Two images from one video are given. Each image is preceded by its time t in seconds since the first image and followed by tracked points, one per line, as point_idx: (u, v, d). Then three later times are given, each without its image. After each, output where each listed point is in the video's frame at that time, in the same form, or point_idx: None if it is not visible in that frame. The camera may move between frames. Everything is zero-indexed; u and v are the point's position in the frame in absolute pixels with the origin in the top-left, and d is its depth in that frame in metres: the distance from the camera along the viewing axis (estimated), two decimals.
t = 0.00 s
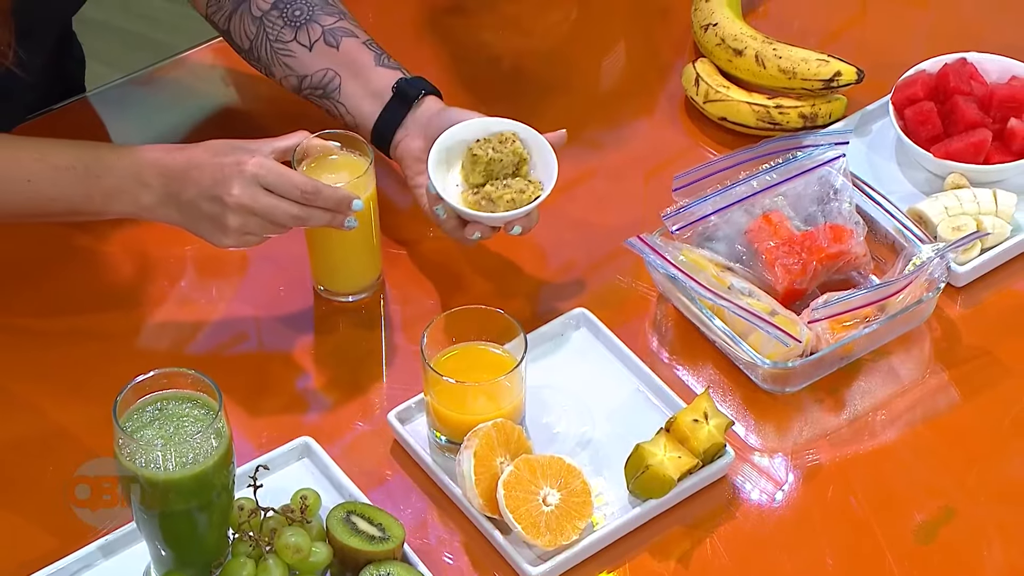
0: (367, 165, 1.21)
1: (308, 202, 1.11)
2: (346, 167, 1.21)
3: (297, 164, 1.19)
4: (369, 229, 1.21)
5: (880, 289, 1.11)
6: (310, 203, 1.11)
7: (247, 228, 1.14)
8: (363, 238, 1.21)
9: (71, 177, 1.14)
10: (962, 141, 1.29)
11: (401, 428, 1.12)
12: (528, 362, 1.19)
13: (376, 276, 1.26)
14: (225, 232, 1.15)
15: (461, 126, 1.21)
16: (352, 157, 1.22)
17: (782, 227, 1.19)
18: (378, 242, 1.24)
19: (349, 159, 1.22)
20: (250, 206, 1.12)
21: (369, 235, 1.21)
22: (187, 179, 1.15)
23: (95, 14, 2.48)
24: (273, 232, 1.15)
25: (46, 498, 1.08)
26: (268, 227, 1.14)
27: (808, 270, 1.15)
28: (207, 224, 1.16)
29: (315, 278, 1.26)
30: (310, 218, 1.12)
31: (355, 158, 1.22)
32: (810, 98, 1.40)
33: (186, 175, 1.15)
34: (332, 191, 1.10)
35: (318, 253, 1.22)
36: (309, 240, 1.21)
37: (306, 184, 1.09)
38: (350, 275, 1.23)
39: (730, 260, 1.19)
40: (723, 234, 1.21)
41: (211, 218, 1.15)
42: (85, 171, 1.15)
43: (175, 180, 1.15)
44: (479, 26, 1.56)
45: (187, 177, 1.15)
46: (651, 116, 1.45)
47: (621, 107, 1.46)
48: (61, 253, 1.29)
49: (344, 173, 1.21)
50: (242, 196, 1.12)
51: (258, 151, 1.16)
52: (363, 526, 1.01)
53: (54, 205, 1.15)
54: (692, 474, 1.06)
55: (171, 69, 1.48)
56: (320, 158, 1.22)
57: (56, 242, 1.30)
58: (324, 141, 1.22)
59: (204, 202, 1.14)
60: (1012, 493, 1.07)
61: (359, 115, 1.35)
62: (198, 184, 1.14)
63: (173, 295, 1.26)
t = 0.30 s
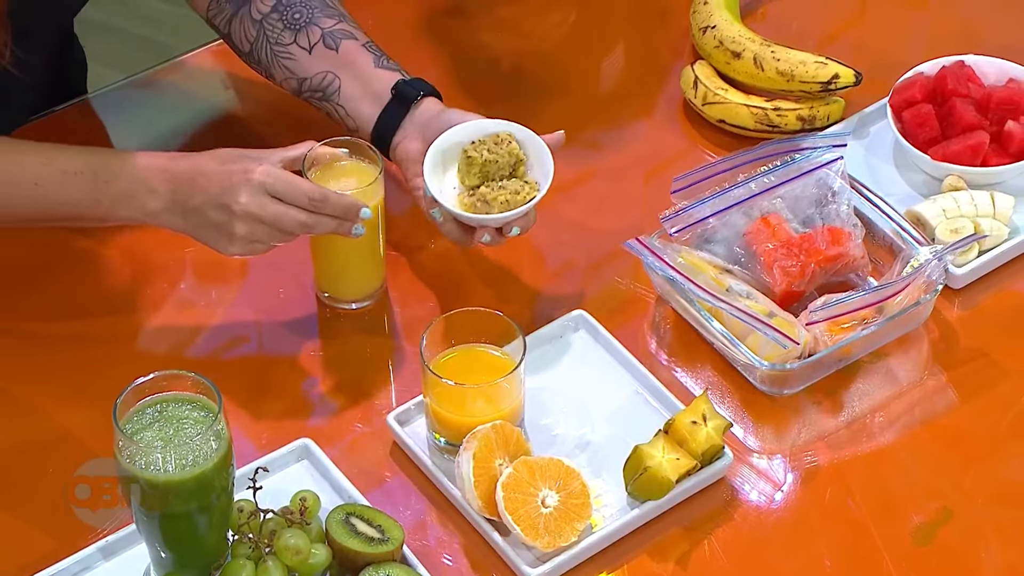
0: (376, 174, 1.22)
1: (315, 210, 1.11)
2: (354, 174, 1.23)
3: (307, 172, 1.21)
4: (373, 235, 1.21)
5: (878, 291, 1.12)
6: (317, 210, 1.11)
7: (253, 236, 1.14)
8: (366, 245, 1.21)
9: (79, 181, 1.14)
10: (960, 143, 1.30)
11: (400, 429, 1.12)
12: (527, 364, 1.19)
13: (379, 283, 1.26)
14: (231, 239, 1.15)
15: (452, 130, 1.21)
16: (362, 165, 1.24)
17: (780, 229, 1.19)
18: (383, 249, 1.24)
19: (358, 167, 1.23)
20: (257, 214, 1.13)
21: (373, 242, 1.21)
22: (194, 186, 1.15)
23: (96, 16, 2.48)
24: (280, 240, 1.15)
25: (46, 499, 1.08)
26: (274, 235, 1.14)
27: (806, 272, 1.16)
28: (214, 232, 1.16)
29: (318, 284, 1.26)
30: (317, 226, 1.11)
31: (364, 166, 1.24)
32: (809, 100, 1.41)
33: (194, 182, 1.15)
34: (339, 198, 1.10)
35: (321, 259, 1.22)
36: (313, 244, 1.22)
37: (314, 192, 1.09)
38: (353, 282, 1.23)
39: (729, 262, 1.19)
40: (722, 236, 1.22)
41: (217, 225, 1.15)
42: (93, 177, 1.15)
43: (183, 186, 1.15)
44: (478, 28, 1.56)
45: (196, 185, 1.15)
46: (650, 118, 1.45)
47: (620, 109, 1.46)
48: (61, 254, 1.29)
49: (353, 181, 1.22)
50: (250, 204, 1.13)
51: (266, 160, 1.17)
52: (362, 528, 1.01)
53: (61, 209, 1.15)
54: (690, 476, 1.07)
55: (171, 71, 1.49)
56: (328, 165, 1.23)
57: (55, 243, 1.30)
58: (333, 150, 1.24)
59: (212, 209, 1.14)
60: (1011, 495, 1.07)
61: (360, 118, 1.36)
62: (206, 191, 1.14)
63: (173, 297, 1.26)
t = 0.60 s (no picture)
0: (376, 175, 1.22)
1: (281, 216, 1.10)
2: (355, 177, 1.23)
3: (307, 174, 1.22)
4: (372, 236, 1.21)
5: (877, 292, 1.12)
6: (282, 216, 1.10)
7: (218, 235, 1.14)
8: (366, 246, 1.21)
9: (38, 171, 1.13)
10: (959, 143, 1.30)
11: (399, 430, 1.12)
12: (526, 365, 1.19)
13: (379, 285, 1.26)
14: (194, 236, 1.14)
15: (451, 109, 1.21)
16: (363, 168, 1.24)
17: (779, 229, 1.19)
18: (382, 252, 1.24)
19: (359, 169, 1.24)
20: (221, 216, 1.11)
21: (371, 243, 1.21)
22: (153, 180, 1.12)
23: (95, 17, 2.48)
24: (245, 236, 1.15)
25: (46, 500, 1.08)
26: (240, 234, 1.14)
27: (804, 273, 1.16)
28: (175, 225, 1.15)
29: (318, 285, 1.26)
30: (282, 231, 1.11)
31: (365, 168, 1.24)
32: (808, 101, 1.41)
33: (152, 174, 1.12)
34: (305, 207, 1.09)
35: (321, 260, 1.22)
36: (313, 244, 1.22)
37: (282, 199, 1.08)
38: (353, 283, 1.23)
39: (728, 262, 1.20)
40: (721, 237, 1.22)
41: (179, 220, 1.14)
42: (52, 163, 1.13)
43: (140, 179, 1.12)
44: (478, 28, 1.56)
45: (156, 178, 1.12)
46: (649, 118, 1.45)
47: (620, 109, 1.46)
48: (60, 254, 1.29)
49: (354, 182, 1.23)
50: (213, 207, 1.11)
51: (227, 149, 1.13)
52: (361, 529, 1.01)
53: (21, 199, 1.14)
54: (689, 476, 1.07)
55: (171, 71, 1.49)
56: (331, 169, 1.24)
57: (54, 242, 1.30)
58: (337, 155, 1.25)
59: (172, 205, 1.13)
60: (1010, 496, 1.08)
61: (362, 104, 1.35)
62: (165, 188, 1.12)
63: (172, 297, 1.27)
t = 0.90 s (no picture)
0: (376, 176, 1.22)
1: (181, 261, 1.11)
2: (354, 176, 1.23)
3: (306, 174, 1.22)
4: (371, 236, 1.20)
5: (877, 290, 1.12)
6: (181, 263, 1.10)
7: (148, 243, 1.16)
8: (365, 245, 1.21)
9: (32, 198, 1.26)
10: (959, 142, 1.30)
11: (399, 429, 1.12)
12: (526, 364, 1.19)
13: (378, 284, 1.26)
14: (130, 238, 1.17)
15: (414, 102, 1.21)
16: (363, 166, 1.24)
17: (779, 228, 1.19)
18: (382, 250, 1.24)
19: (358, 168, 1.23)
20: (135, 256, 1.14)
21: (371, 243, 1.21)
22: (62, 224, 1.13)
23: (95, 16, 2.48)
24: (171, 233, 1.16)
25: (45, 499, 1.08)
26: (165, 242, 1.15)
27: (805, 272, 1.16)
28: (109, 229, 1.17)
29: (317, 284, 1.26)
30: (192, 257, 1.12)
31: (364, 166, 1.24)
32: (808, 99, 1.41)
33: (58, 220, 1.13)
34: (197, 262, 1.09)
35: (321, 258, 1.22)
36: (313, 242, 1.22)
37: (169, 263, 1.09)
38: (353, 282, 1.23)
39: (728, 261, 1.19)
40: (721, 235, 1.21)
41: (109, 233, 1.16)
42: None
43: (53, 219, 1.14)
44: (478, 27, 1.56)
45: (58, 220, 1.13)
46: (649, 117, 1.45)
47: (620, 108, 1.46)
48: (59, 251, 1.29)
49: (353, 181, 1.22)
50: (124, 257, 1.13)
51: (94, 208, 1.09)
52: (361, 528, 1.01)
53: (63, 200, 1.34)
54: (689, 475, 1.07)
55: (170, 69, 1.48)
56: (330, 168, 1.24)
57: (52, 240, 1.30)
58: (336, 154, 1.25)
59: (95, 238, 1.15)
60: (1010, 495, 1.07)
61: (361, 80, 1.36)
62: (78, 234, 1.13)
63: (172, 296, 1.26)
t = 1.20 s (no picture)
0: (375, 175, 1.22)
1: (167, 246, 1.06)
2: (353, 174, 1.23)
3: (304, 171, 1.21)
4: (371, 234, 1.20)
5: (878, 289, 1.12)
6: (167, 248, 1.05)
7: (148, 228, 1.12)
8: (365, 243, 1.20)
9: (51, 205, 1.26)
10: (960, 141, 1.30)
11: (399, 428, 1.12)
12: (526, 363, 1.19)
13: (378, 284, 1.26)
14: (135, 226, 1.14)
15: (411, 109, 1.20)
16: (362, 165, 1.24)
17: (780, 227, 1.19)
18: (381, 250, 1.24)
19: (357, 167, 1.23)
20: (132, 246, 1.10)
21: (371, 241, 1.21)
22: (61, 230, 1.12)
23: (94, 15, 2.47)
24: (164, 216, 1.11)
25: (45, 499, 1.07)
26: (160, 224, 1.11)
27: (805, 271, 1.15)
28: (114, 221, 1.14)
29: (317, 283, 1.25)
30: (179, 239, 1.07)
31: (364, 165, 1.24)
32: (808, 98, 1.40)
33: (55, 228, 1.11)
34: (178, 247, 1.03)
35: (320, 257, 1.22)
36: (313, 242, 1.21)
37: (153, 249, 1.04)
38: (352, 281, 1.23)
39: (728, 260, 1.19)
40: (721, 234, 1.21)
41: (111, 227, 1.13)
42: None
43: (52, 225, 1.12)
44: (478, 26, 1.56)
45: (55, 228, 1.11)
46: (649, 116, 1.45)
47: (620, 107, 1.46)
48: (58, 250, 1.28)
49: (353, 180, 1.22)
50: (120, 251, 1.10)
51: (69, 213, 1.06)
52: (361, 527, 1.00)
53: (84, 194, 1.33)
54: (689, 475, 1.06)
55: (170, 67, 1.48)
56: (330, 167, 1.24)
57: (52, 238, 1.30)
58: (334, 152, 1.25)
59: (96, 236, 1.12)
60: (1011, 495, 1.07)
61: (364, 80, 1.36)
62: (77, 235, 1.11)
63: (172, 295, 1.26)
